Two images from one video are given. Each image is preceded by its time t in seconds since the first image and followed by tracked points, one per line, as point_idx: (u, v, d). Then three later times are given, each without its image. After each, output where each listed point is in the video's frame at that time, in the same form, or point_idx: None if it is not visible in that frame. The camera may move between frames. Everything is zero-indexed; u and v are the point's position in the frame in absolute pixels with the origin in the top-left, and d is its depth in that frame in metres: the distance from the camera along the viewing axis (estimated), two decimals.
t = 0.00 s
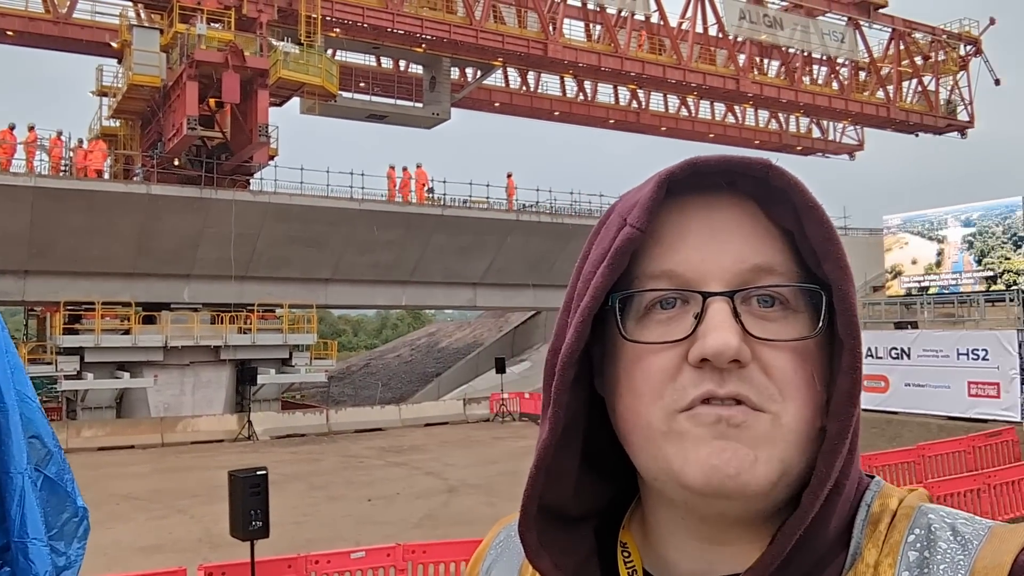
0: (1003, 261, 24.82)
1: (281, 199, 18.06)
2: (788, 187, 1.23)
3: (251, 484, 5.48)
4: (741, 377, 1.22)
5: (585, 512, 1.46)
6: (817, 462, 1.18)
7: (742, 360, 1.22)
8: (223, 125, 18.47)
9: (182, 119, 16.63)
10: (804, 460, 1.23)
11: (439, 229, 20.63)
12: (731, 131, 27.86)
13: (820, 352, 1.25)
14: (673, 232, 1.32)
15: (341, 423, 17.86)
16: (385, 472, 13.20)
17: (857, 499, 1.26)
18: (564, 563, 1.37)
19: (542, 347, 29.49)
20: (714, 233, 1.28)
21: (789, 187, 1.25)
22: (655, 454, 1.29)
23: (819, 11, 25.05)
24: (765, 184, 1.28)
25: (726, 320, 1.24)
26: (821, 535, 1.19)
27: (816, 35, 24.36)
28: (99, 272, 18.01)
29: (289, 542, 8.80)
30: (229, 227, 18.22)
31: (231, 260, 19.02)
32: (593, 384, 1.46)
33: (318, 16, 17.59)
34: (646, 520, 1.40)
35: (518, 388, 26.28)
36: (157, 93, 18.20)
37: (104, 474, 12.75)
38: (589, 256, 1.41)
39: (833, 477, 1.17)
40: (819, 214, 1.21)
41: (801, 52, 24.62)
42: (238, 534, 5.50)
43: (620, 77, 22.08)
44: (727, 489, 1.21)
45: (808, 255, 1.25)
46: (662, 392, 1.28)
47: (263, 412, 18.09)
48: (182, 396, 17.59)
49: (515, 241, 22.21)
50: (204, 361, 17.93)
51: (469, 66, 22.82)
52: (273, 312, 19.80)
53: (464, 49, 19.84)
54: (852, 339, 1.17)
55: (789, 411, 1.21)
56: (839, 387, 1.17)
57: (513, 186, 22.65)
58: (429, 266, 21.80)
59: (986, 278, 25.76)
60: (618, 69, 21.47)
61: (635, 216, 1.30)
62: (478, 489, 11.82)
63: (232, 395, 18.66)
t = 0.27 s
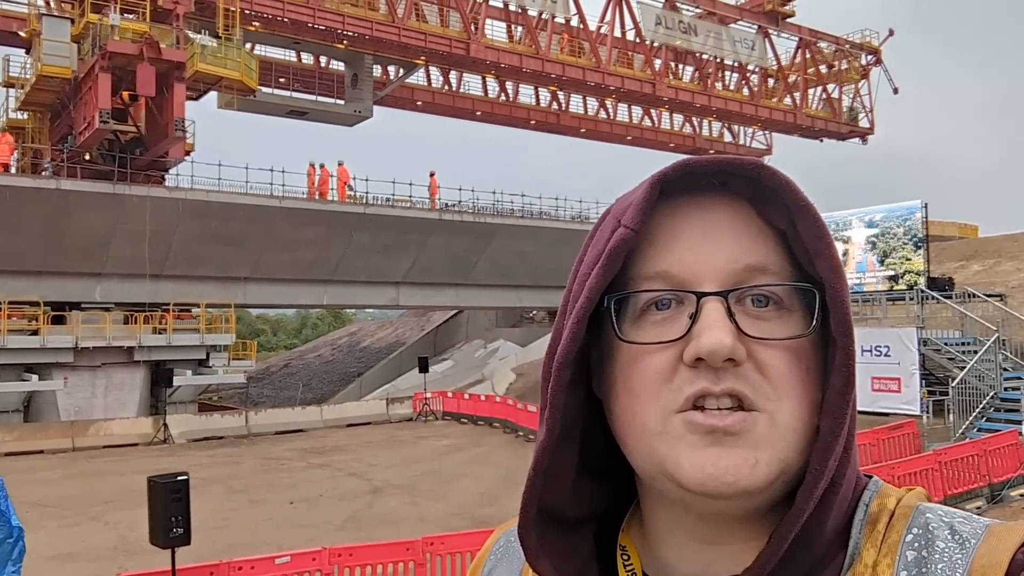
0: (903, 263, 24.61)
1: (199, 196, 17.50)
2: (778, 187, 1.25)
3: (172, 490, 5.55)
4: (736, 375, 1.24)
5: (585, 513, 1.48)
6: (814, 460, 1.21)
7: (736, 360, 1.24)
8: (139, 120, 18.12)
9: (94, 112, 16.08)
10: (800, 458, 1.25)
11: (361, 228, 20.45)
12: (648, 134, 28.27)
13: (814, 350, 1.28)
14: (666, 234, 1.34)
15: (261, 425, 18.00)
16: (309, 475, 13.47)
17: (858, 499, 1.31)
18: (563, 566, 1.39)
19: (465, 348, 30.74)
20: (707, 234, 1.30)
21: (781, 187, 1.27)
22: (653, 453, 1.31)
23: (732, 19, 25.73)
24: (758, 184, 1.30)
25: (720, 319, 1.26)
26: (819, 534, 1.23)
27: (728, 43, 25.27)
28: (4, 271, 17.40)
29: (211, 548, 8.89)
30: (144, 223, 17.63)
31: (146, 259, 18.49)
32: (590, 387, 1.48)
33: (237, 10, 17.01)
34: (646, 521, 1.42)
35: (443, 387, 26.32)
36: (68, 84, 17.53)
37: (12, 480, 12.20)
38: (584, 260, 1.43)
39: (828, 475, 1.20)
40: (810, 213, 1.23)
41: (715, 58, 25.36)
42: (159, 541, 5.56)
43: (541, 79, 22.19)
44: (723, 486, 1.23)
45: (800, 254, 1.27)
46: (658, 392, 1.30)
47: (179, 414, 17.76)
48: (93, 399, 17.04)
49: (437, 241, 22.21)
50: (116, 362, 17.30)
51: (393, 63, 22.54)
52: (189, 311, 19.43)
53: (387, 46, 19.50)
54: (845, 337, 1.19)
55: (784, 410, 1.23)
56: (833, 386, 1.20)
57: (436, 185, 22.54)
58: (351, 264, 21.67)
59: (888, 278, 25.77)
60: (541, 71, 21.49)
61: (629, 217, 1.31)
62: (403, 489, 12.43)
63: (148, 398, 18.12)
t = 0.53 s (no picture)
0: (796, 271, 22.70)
1: (112, 198, 17.41)
2: (791, 179, 1.24)
3: (89, 504, 5.59)
4: (751, 372, 1.24)
5: (602, 507, 1.52)
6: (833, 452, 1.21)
7: (753, 355, 1.23)
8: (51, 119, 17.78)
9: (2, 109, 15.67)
10: (819, 449, 1.25)
11: (283, 234, 21.10)
12: (567, 145, 28.50)
13: (829, 343, 1.27)
14: (678, 229, 1.32)
15: (175, 434, 18.30)
16: (227, 484, 13.83)
17: (875, 485, 1.32)
18: (580, 561, 1.42)
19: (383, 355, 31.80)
20: (719, 228, 1.29)
21: (793, 178, 1.26)
22: (670, 449, 1.31)
23: (649, 34, 26.27)
24: (769, 178, 1.28)
25: (734, 315, 1.25)
26: (839, 523, 1.23)
27: (645, 57, 25.84)
28: None
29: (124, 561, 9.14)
30: (53, 227, 17.51)
31: (54, 263, 18.33)
32: (603, 383, 1.47)
33: (154, 9, 16.50)
34: (662, 514, 1.46)
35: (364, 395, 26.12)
36: None
37: None
38: (594, 256, 1.41)
39: (850, 465, 1.20)
40: (825, 204, 1.22)
41: (632, 70, 25.93)
42: (74, 554, 5.63)
43: (464, 87, 22.17)
44: (741, 480, 1.22)
45: (814, 244, 1.27)
46: (673, 389, 1.29)
47: (88, 425, 17.59)
48: None
49: (360, 246, 23.08)
50: (23, 370, 17.11)
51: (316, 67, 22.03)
52: (99, 317, 19.35)
53: (309, 50, 19.27)
54: (863, 330, 1.19)
55: (803, 402, 1.23)
56: (850, 379, 1.20)
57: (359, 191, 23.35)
58: (270, 271, 22.28)
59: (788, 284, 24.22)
60: (462, 79, 21.47)
61: (640, 215, 1.29)
62: (323, 499, 12.72)
63: (55, 408, 17.84)
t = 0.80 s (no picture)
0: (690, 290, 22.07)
1: None
2: (801, 178, 1.26)
3: None
4: (763, 372, 1.23)
5: (618, 511, 1.57)
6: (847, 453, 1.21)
7: (765, 355, 1.23)
8: None
9: None
10: (832, 450, 1.25)
11: (178, 243, 21.81)
12: (471, 159, 28.28)
13: (841, 342, 1.28)
14: (688, 229, 1.33)
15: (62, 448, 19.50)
16: (120, 501, 14.74)
17: (892, 489, 1.34)
18: (595, 564, 1.47)
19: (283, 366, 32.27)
20: (729, 228, 1.30)
21: (802, 177, 1.27)
22: (684, 451, 1.30)
23: (550, 52, 26.43)
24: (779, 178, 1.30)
25: (747, 315, 1.25)
26: (855, 525, 1.25)
27: (547, 75, 25.94)
28: None
29: None
30: None
31: None
32: (618, 385, 1.49)
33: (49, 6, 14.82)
34: (679, 519, 1.48)
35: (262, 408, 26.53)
36: None
37: None
38: (605, 258, 1.42)
39: (863, 466, 1.21)
40: (835, 203, 1.24)
41: (534, 88, 26.00)
42: None
43: (368, 98, 21.46)
44: (754, 484, 1.21)
45: (824, 243, 1.28)
46: (687, 390, 1.29)
47: None
48: None
49: (261, 255, 24.28)
50: None
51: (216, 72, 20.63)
52: None
53: (210, 55, 17.86)
54: (876, 327, 1.21)
55: (815, 405, 1.23)
56: (864, 378, 1.21)
57: (259, 201, 24.49)
58: (167, 280, 22.89)
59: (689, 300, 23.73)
60: (367, 90, 20.76)
61: (650, 215, 1.29)
62: (219, 514, 13.60)
63: None
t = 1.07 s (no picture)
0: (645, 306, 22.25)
1: None
2: (792, 179, 1.26)
3: None
4: (749, 370, 1.23)
5: (610, 491, 1.66)
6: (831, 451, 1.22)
7: (750, 354, 1.23)
8: None
9: None
10: (816, 449, 1.26)
11: (123, 244, 21.52)
12: (421, 167, 27.95)
13: (828, 343, 1.29)
14: (681, 227, 1.33)
15: None
16: (58, 509, 15.09)
17: (876, 488, 1.37)
18: (584, 545, 1.54)
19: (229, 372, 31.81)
20: (719, 229, 1.30)
21: (792, 179, 1.29)
22: (670, 449, 1.30)
23: (502, 64, 26.24)
24: (770, 180, 1.31)
25: (734, 312, 1.25)
26: (838, 519, 1.27)
27: (498, 86, 25.68)
28: None
29: None
30: None
31: None
32: (605, 379, 1.51)
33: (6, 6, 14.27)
34: (664, 508, 1.53)
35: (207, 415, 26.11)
36: None
37: None
38: (597, 252, 1.42)
39: (846, 465, 1.22)
40: (826, 204, 1.25)
41: (485, 98, 25.80)
42: None
43: (319, 104, 21.19)
44: (735, 487, 1.22)
45: (814, 244, 1.29)
46: (672, 388, 1.29)
47: None
48: None
49: (206, 261, 24.29)
50: None
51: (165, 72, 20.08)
52: None
53: (158, 57, 17.37)
54: (864, 333, 1.22)
55: (799, 405, 1.24)
56: (851, 379, 1.22)
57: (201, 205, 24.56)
58: (111, 282, 22.56)
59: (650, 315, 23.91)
60: (318, 96, 20.47)
61: (640, 217, 1.27)
62: (160, 522, 13.85)
63: None
